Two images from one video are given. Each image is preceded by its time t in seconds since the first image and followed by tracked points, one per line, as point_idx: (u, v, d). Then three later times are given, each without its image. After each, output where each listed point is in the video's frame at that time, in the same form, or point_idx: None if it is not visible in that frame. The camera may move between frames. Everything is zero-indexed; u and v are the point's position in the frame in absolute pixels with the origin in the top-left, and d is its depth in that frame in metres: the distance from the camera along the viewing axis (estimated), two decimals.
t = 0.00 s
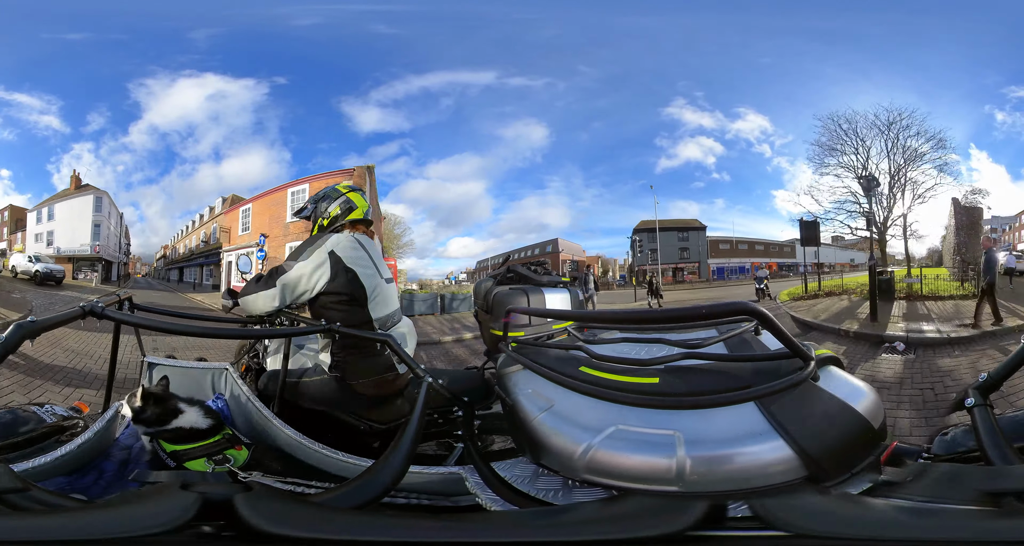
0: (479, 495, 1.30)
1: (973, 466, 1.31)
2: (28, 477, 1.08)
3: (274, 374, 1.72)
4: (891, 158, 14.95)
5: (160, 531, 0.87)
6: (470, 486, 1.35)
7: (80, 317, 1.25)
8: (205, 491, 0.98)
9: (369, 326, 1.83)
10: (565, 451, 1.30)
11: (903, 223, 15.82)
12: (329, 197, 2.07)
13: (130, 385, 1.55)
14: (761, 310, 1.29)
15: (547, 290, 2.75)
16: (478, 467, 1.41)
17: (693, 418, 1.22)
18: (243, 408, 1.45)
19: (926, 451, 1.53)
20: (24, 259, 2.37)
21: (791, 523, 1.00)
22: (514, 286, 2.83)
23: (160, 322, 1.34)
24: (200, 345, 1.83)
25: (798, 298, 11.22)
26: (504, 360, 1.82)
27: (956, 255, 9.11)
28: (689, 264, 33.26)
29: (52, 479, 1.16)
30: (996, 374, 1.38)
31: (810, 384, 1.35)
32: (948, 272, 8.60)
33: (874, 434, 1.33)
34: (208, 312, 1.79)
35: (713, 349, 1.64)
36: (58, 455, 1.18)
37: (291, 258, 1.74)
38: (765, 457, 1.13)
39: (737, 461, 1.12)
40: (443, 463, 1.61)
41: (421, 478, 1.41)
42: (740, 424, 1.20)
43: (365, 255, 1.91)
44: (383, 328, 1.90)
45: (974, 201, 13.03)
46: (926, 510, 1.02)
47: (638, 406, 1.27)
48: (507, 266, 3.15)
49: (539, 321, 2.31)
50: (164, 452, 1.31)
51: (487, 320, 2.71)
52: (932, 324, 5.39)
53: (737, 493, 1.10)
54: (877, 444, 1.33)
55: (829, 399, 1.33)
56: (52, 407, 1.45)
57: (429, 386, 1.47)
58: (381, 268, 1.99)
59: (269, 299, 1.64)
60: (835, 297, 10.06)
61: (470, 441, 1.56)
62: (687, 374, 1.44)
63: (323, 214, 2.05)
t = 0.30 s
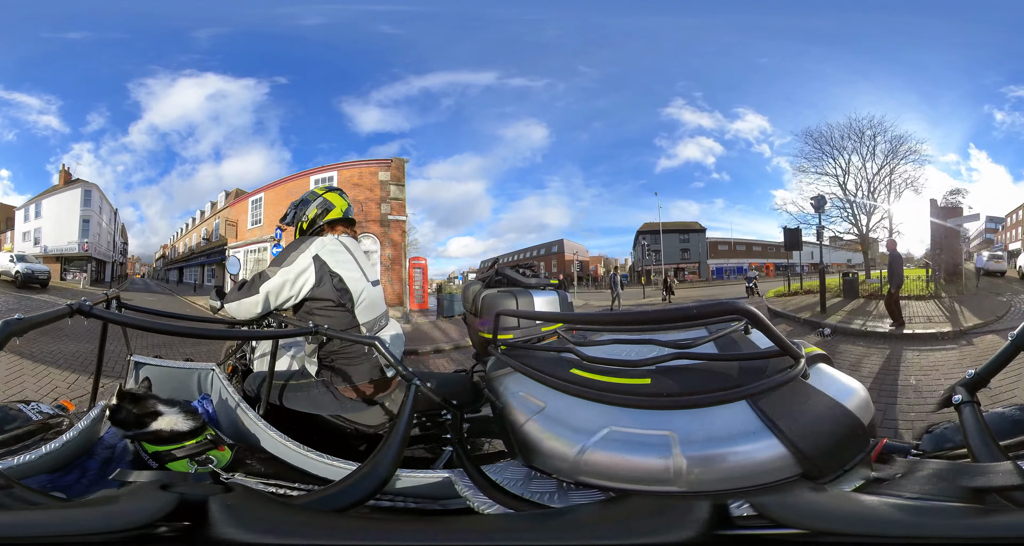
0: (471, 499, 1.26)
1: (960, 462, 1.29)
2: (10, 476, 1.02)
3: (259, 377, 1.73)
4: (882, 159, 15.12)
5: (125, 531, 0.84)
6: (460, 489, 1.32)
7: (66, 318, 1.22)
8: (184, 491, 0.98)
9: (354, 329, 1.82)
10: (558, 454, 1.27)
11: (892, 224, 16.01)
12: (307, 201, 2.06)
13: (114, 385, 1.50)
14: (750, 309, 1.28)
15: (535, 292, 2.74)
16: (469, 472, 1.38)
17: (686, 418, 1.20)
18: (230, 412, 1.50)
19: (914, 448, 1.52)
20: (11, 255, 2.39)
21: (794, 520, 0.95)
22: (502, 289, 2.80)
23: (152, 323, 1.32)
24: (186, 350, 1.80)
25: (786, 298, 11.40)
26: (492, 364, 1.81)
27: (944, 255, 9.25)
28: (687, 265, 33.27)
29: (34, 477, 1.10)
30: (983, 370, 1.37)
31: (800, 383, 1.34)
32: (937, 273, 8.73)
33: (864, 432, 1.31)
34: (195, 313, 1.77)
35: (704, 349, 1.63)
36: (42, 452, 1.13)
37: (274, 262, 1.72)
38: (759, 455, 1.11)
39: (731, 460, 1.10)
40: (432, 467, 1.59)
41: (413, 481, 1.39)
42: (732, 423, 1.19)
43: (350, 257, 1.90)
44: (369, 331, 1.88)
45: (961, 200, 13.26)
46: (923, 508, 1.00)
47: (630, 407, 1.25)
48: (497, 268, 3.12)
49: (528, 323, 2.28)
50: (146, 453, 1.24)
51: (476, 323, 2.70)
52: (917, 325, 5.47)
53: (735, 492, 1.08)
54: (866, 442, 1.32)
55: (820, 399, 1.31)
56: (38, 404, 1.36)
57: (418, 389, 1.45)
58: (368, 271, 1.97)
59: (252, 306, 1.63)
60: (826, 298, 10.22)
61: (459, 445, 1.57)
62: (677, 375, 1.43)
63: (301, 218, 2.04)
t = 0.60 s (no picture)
0: (468, 498, 1.23)
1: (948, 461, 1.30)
2: None
3: (252, 377, 1.71)
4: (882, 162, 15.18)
5: (103, 531, 0.82)
6: (455, 489, 1.29)
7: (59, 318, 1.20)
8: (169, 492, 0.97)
9: (345, 330, 1.82)
10: (552, 453, 1.26)
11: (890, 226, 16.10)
12: (301, 202, 2.06)
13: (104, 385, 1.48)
14: (741, 306, 1.25)
15: (526, 293, 2.73)
16: (462, 471, 1.36)
17: (679, 417, 1.19)
18: (220, 411, 1.46)
19: (903, 447, 1.52)
20: None
21: (785, 520, 0.95)
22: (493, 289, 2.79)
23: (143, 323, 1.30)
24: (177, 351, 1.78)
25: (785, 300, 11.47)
26: (483, 365, 1.80)
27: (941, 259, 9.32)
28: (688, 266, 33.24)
29: (19, 477, 1.08)
30: (971, 369, 1.37)
31: (790, 382, 1.33)
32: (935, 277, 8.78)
33: (853, 430, 1.31)
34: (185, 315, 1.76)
35: (695, 348, 1.62)
36: (27, 452, 1.12)
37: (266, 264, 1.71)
38: (751, 454, 1.11)
39: (723, 459, 1.10)
40: (425, 467, 1.58)
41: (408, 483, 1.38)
42: (726, 421, 1.17)
43: (341, 260, 1.90)
44: (361, 333, 1.87)
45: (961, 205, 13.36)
46: (912, 507, 1.00)
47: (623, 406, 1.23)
48: (486, 268, 3.10)
49: (518, 324, 2.28)
50: (134, 455, 1.21)
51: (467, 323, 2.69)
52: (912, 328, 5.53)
53: (729, 491, 1.07)
54: (855, 440, 1.31)
55: (811, 399, 1.30)
56: (28, 405, 1.33)
57: (410, 390, 1.43)
58: (358, 273, 1.96)
59: (243, 305, 1.61)
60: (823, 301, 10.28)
61: (451, 444, 1.52)
62: (669, 374, 1.42)
63: (295, 221, 2.05)
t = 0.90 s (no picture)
0: (450, 499, 1.25)
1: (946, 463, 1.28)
2: None
3: (247, 373, 1.70)
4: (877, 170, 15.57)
5: (116, 530, 0.80)
6: (441, 489, 1.30)
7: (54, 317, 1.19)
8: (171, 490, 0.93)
9: (340, 328, 1.82)
10: (542, 454, 1.24)
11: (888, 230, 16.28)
12: (297, 200, 2.05)
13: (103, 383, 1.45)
14: (734, 309, 1.25)
15: (519, 292, 2.73)
16: (450, 471, 1.37)
17: (669, 418, 1.18)
18: (215, 408, 1.45)
19: (900, 449, 1.51)
20: None
21: (783, 520, 0.93)
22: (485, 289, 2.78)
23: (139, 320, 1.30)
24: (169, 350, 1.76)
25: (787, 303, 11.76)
26: (476, 364, 1.79)
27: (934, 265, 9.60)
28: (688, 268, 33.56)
29: (17, 478, 1.05)
30: (966, 371, 1.37)
31: (785, 385, 1.33)
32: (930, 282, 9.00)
33: (848, 432, 1.32)
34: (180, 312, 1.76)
35: (688, 349, 1.62)
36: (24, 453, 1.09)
37: (262, 261, 1.72)
38: (742, 456, 1.10)
39: (714, 461, 1.09)
40: (413, 466, 1.58)
41: (392, 480, 1.37)
42: (716, 423, 1.17)
43: (337, 257, 1.89)
44: (355, 331, 1.87)
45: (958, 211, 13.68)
46: (907, 508, 0.99)
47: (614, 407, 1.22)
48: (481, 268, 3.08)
49: (511, 323, 2.27)
50: (129, 454, 1.20)
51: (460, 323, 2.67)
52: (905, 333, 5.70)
53: (719, 493, 1.06)
54: (849, 442, 1.31)
55: (805, 402, 1.29)
56: (23, 405, 1.36)
57: (401, 389, 1.44)
58: (354, 271, 1.96)
59: (238, 301, 1.64)
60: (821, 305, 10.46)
61: (441, 443, 1.51)
62: (661, 376, 1.41)
63: (292, 217, 2.04)
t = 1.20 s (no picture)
0: (449, 498, 1.23)
1: (937, 465, 1.28)
2: None
3: (240, 374, 1.71)
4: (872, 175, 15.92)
5: (123, 530, 0.79)
6: (438, 488, 1.29)
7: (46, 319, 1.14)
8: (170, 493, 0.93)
9: (331, 327, 1.84)
10: (539, 454, 1.23)
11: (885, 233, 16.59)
12: (292, 196, 2.06)
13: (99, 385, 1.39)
14: (730, 308, 1.25)
15: (515, 289, 2.71)
16: (444, 467, 1.31)
17: (663, 415, 1.17)
18: (207, 410, 1.46)
19: (892, 450, 1.51)
20: None
21: (762, 520, 0.96)
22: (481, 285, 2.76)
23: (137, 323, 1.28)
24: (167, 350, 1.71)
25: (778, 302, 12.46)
26: (473, 361, 1.79)
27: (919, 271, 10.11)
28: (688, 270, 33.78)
29: (12, 479, 0.98)
30: (959, 373, 1.37)
31: (776, 383, 1.33)
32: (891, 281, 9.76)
33: (837, 431, 1.30)
34: (174, 312, 1.76)
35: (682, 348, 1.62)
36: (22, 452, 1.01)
37: (255, 257, 1.71)
38: (730, 454, 1.09)
39: (704, 459, 1.08)
40: (408, 466, 1.58)
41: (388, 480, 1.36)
42: (708, 421, 1.15)
43: (332, 254, 1.89)
44: (346, 329, 1.89)
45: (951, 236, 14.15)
46: (892, 510, 1.00)
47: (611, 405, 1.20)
48: (476, 266, 3.06)
49: (506, 321, 2.27)
50: (119, 455, 1.19)
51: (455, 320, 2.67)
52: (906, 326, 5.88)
53: (708, 491, 1.06)
54: (839, 441, 1.29)
55: (799, 402, 1.29)
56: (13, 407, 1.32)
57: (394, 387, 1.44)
58: (348, 269, 1.96)
59: (232, 298, 1.60)
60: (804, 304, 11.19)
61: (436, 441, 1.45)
62: (656, 374, 1.41)
63: (286, 213, 2.05)
